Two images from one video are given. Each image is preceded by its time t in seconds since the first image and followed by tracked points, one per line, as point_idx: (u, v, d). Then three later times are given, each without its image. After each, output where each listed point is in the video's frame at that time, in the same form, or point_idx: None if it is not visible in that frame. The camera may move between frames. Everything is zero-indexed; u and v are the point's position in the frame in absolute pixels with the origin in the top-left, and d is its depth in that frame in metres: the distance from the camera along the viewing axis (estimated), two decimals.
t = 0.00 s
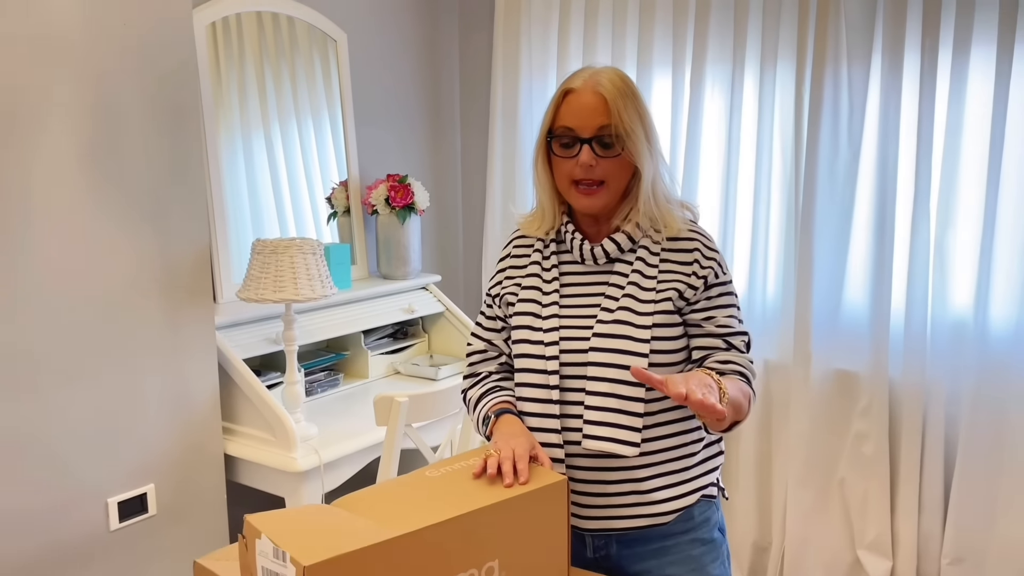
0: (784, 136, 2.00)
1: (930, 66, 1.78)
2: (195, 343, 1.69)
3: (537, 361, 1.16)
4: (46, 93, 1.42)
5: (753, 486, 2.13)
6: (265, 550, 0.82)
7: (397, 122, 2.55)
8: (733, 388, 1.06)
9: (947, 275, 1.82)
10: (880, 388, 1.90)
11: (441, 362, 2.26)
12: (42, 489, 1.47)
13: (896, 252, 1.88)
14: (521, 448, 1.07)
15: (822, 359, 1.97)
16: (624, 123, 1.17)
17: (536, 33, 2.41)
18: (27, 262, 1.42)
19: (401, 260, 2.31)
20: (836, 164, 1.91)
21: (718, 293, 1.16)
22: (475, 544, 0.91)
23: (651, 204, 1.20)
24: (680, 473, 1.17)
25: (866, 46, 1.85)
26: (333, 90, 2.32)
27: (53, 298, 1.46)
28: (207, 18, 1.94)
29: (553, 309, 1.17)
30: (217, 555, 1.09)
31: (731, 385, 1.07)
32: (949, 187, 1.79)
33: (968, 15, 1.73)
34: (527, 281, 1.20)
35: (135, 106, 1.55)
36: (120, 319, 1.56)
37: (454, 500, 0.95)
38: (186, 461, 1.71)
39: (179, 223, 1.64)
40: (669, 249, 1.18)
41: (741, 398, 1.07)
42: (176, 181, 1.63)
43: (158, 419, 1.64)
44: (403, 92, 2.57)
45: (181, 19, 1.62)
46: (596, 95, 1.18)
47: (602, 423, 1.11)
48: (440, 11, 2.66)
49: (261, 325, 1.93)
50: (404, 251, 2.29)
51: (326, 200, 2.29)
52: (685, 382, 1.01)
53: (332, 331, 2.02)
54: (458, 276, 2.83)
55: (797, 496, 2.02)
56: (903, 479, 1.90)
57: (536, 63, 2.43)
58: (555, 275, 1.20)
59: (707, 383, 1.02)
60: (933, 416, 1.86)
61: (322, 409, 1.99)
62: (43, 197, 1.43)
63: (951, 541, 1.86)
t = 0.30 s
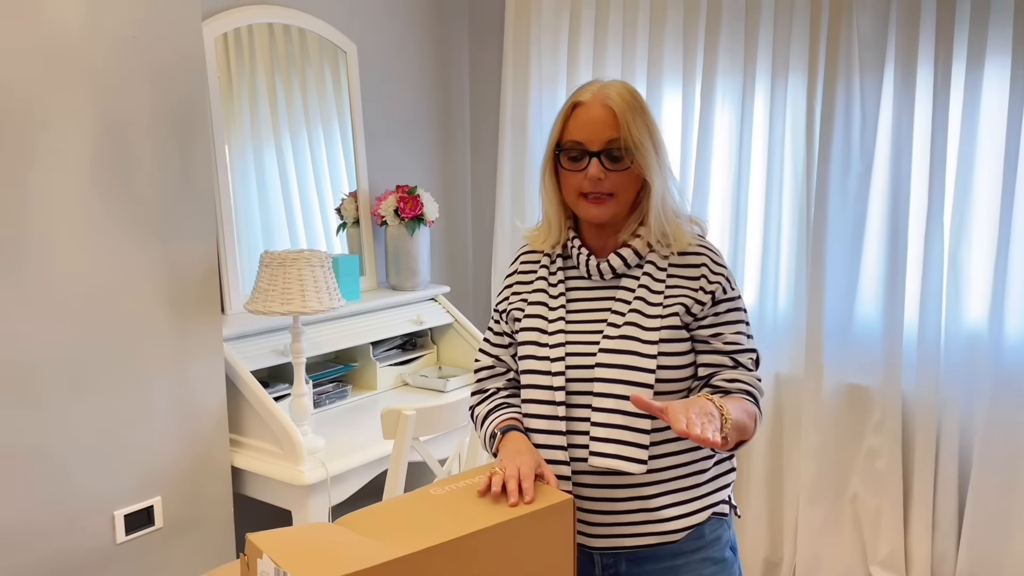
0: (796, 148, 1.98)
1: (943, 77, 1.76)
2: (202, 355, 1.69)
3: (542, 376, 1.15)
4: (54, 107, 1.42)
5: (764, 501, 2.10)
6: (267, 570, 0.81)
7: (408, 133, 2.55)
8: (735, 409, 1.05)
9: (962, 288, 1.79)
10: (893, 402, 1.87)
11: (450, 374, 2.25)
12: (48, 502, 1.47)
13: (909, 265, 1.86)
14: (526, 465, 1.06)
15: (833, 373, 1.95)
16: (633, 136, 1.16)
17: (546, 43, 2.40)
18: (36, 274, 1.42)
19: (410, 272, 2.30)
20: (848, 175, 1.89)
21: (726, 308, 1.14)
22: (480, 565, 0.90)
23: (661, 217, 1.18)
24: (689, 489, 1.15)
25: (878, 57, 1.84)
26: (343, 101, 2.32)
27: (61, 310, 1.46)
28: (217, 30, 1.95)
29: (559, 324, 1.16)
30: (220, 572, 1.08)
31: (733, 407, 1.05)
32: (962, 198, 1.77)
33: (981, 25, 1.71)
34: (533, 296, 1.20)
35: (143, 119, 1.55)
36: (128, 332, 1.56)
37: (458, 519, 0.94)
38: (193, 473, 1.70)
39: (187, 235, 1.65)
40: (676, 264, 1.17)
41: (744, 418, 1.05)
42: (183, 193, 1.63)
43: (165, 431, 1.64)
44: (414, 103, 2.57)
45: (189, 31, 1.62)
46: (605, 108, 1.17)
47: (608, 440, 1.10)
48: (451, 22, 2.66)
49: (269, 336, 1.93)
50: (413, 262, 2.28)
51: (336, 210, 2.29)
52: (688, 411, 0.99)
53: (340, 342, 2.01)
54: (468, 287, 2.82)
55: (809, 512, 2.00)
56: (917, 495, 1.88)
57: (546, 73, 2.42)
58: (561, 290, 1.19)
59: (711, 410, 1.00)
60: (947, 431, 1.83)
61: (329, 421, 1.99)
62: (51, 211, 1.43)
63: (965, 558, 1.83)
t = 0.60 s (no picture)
0: (804, 161, 1.95)
1: (954, 88, 1.72)
2: (199, 369, 1.67)
3: (535, 399, 1.12)
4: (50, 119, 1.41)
5: (771, 519, 2.06)
6: None
7: (413, 144, 2.54)
8: (728, 432, 1.01)
9: (974, 304, 1.75)
10: (903, 420, 1.83)
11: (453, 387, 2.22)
12: (42, 517, 1.45)
13: (920, 280, 1.81)
14: (514, 488, 1.03)
15: (842, 390, 1.91)
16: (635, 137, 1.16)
17: (552, 53, 2.38)
18: (30, 287, 1.41)
19: (413, 284, 2.28)
20: (857, 188, 1.85)
21: (723, 326, 1.10)
22: None
23: (656, 229, 1.16)
24: (687, 514, 1.11)
25: (888, 68, 1.80)
26: (348, 112, 2.31)
27: (56, 323, 1.45)
28: (219, 41, 1.94)
29: (552, 343, 1.13)
30: None
31: (725, 429, 1.02)
32: (974, 213, 1.72)
33: (994, 35, 1.67)
34: (527, 315, 1.17)
35: (139, 132, 1.54)
36: (124, 345, 1.55)
37: (443, 546, 0.91)
38: (190, 488, 1.68)
39: (184, 248, 1.63)
40: (671, 280, 1.13)
41: (739, 440, 1.02)
42: (181, 206, 1.62)
43: (161, 445, 1.62)
44: (420, 114, 2.55)
45: (188, 42, 1.61)
46: (606, 111, 1.18)
47: (601, 463, 1.06)
48: (457, 32, 2.65)
49: (266, 350, 1.91)
50: (416, 274, 2.27)
51: (340, 221, 2.28)
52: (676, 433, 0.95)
53: (341, 355, 1.99)
54: (474, 298, 2.80)
55: (816, 532, 1.96)
56: (927, 516, 1.83)
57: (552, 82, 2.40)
58: (555, 308, 1.16)
59: (700, 433, 0.97)
60: (958, 452, 1.78)
61: (329, 435, 1.97)
62: (46, 223, 1.42)
63: None
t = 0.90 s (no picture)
0: (811, 168, 1.90)
1: (965, 92, 1.67)
2: (190, 379, 1.65)
3: (521, 422, 1.08)
4: (36, 129, 1.40)
5: (778, 534, 2.01)
6: None
7: (417, 151, 2.52)
8: (713, 491, 0.94)
9: (986, 316, 1.69)
10: (912, 435, 1.78)
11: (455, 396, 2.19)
12: (28, 530, 1.44)
13: (930, 290, 1.76)
14: (492, 508, 1.00)
15: (849, 404, 1.86)
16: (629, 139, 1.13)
17: (556, 57, 2.35)
18: (15, 297, 1.39)
19: (414, 291, 2.26)
20: (864, 195, 1.80)
21: (717, 345, 1.05)
22: None
23: (648, 236, 1.11)
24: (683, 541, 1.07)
25: (896, 72, 1.75)
26: (349, 118, 2.29)
27: (43, 334, 1.43)
28: (216, 48, 1.93)
29: (538, 364, 1.09)
30: None
31: (709, 486, 0.94)
32: (985, 221, 1.67)
33: (1005, 37, 1.61)
34: (512, 333, 1.13)
35: (129, 140, 1.53)
36: (113, 356, 1.53)
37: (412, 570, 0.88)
38: (181, 500, 1.66)
39: (174, 257, 1.61)
40: (661, 294, 1.08)
41: (723, 493, 0.95)
42: (172, 216, 1.60)
43: (150, 456, 1.60)
44: (423, 120, 2.53)
45: (179, 50, 1.59)
46: (598, 112, 1.14)
47: (589, 492, 1.02)
48: (462, 37, 2.63)
49: (262, 359, 1.90)
50: (417, 282, 2.24)
51: (341, 228, 2.27)
52: (655, 530, 0.87)
53: (338, 364, 1.95)
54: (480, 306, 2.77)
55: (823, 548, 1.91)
56: (938, 535, 1.77)
57: (556, 86, 2.37)
58: (541, 325, 1.11)
59: (682, 517, 0.89)
60: (970, 468, 1.73)
61: (325, 444, 1.95)
62: (32, 233, 1.40)
63: None
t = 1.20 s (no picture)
0: (819, 171, 1.86)
1: (978, 94, 1.62)
2: (188, 386, 1.64)
3: (513, 442, 1.05)
4: (32, 136, 1.39)
5: (786, 545, 1.97)
6: None
7: (423, 156, 2.50)
8: (704, 552, 0.92)
9: (999, 324, 1.64)
10: (923, 447, 1.73)
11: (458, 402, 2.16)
12: (23, 540, 1.43)
13: (941, 298, 1.72)
14: (477, 522, 0.98)
15: (858, 413, 1.82)
16: (620, 151, 1.09)
17: (562, 59, 2.32)
18: (8, 303, 1.38)
19: (419, 296, 2.25)
20: (874, 201, 1.76)
21: (713, 359, 1.02)
22: None
23: (641, 247, 1.09)
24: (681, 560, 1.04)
25: (906, 73, 1.71)
26: (353, 122, 2.28)
27: (39, 343, 1.42)
28: (218, 51, 1.93)
29: (530, 381, 1.06)
30: None
31: (690, 547, 0.92)
32: (999, 227, 1.62)
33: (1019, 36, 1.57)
34: (503, 348, 1.10)
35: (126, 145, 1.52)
36: (110, 365, 1.52)
37: None
38: (178, 507, 1.65)
39: (171, 263, 1.60)
40: (655, 305, 1.04)
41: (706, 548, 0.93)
42: (169, 222, 1.59)
43: (146, 463, 1.59)
44: (429, 123, 2.51)
45: (177, 54, 1.59)
46: (588, 122, 1.09)
47: (584, 514, 1.00)
48: (469, 40, 2.61)
49: (260, 364, 1.88)
50: (422, 287, 2.23)
51: (345, 233, 2.26)
52: None
53: (338, 369, 1.93)
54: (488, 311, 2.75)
55: (832, 561, 1.87)
56: (950, 549, 1.73)
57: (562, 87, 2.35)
58: (532, 339, 1.09)
59: None
60: (983, 480, 1.68)
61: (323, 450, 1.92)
62: (27, 241, 1.40)
63: None
